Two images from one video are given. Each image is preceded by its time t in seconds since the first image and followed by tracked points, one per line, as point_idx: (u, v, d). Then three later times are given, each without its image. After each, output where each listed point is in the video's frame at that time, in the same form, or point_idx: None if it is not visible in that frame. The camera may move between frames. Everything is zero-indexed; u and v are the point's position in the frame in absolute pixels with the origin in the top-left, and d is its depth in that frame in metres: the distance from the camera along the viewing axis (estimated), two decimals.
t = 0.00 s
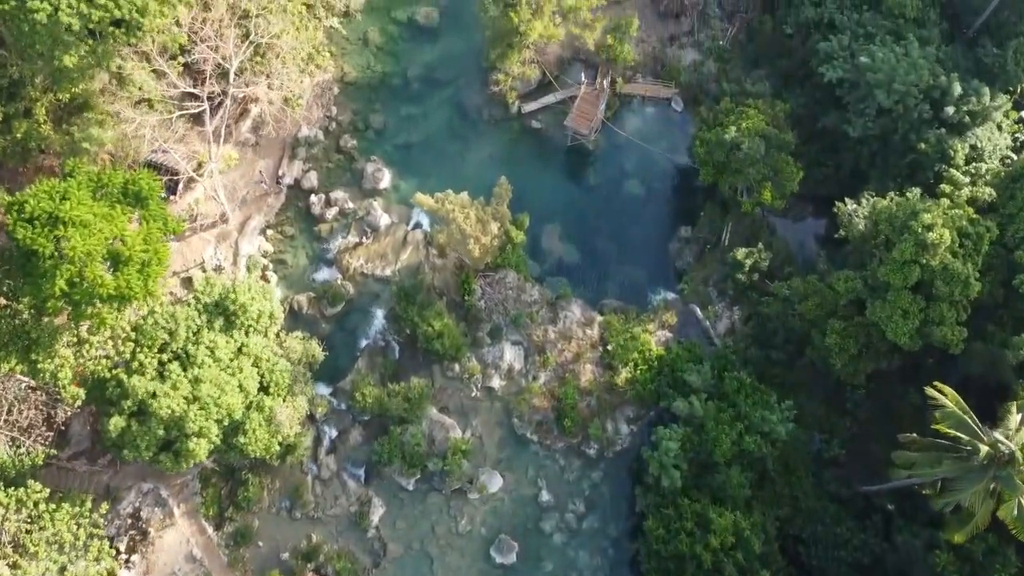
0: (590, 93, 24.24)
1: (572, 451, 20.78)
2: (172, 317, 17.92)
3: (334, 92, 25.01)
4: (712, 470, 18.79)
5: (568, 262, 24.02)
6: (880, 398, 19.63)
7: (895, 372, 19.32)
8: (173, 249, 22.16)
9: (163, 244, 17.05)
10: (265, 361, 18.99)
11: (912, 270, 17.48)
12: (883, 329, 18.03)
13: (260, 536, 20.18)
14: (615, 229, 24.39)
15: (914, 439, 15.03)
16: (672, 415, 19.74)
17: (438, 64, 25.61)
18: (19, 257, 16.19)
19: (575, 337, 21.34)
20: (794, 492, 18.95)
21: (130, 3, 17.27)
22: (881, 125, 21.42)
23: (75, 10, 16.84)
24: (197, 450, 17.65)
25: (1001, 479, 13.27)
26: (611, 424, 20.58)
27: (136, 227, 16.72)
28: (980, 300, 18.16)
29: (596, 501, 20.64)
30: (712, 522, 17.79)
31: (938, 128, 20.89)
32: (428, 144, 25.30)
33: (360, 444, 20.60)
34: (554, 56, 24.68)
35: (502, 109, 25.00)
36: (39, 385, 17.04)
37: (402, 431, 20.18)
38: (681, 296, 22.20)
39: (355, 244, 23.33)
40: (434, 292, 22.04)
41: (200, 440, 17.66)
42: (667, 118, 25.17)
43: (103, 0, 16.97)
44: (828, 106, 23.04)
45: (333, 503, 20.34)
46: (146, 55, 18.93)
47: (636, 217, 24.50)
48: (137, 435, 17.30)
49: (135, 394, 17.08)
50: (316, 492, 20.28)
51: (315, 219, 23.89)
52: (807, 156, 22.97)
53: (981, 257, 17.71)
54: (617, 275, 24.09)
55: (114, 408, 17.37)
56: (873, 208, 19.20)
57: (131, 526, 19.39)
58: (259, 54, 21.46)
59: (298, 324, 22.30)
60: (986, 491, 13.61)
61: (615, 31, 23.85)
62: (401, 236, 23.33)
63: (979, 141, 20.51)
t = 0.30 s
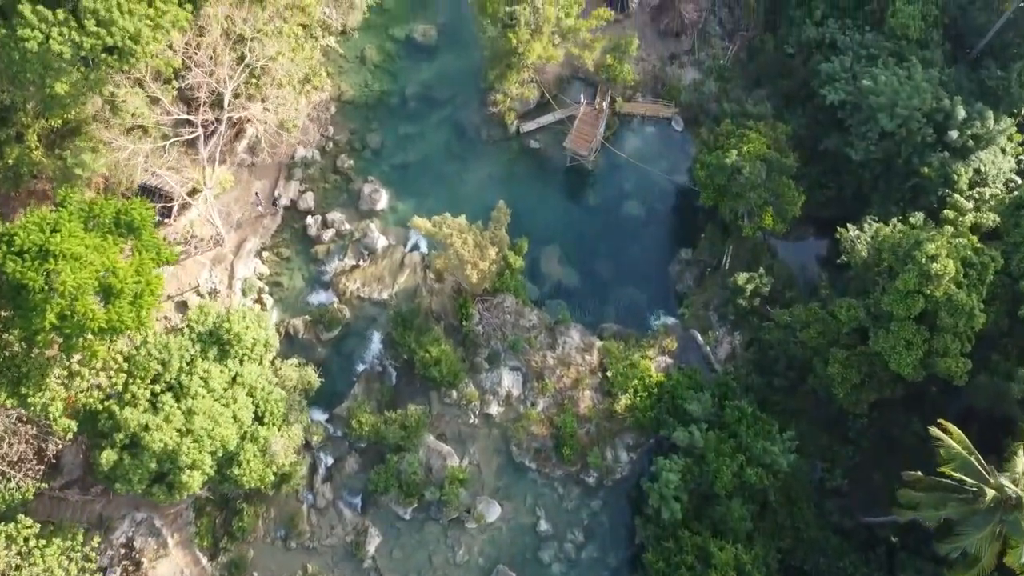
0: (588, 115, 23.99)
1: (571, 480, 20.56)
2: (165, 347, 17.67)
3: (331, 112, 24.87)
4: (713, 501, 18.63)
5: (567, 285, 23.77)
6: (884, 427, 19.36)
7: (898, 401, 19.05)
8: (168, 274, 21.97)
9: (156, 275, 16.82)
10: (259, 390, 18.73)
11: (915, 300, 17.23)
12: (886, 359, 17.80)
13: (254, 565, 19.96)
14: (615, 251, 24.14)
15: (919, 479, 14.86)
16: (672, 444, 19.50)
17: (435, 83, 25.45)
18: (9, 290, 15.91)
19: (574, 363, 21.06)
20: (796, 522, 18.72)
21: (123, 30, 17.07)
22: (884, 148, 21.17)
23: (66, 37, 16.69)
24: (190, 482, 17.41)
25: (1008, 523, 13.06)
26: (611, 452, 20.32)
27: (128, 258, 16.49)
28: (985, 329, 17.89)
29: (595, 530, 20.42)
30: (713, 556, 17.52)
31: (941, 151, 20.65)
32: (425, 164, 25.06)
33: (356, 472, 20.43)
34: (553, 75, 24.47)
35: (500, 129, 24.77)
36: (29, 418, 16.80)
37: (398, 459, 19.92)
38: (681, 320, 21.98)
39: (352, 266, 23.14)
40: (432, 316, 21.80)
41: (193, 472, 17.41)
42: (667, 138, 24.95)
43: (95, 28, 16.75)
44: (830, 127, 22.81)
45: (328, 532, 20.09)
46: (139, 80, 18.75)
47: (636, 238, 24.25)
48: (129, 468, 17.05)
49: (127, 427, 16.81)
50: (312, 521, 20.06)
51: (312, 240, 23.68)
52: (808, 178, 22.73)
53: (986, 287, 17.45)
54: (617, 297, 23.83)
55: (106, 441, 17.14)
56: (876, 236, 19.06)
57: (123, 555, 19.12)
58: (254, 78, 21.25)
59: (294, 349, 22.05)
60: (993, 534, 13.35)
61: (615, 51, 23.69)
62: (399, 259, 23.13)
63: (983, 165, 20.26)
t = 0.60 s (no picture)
0: (587, 134, 23.77)
1: (569, 508, 20.41)
2: (157, 377, 17.42)
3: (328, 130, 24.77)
4: (713, 533, 18.44)
5: (566, 307, 23.47)
6: (887, 456, 19.12)
7: (901, 430, 18.83)
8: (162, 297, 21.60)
9: (148, 305, 16.58)
10: (254, 419, 18.50)
11: (919, 331, 16.98)
12: (889, 389, 17.53)
13: None
14: (614, 273, 23.86)
15: (921, 517, 14.72)
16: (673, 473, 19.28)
17: (433, 101, 25.27)
18: None
19: (573, 389, 20.81)
20: (798, 552, 18.50)
21: (115, 57, 16.85)
22: (886, 171, 20.92)
23: (59, 65, 16.48)
24: (184, 514, 17.15)
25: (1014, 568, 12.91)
26: (610, 479, 20.09)
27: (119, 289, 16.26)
28: (990, 359, 17.63)
29: (595, 559, 20.35)
30: None
31: (944, 175, 20.39)
32: (423, 183, 24.81)
33: (352, 499, 20.23)
34: (552, 94, 24.33)
35: (499, 148, 24.57)
36: (20, 451, 16.59)
37: (395, 487, 19.72)
38: (681, 345, 21.80)
39: (349, 288, 22.88)
40: (429, 340, 21.55)
41: (187, 504, 17.16)
42: (667, 157, 24.70)
43: (87, 55, 16.52)
44: (831, 149, 22.57)
45: (324, 561, 19.92)
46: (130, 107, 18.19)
47: (635, 259, 23.98)
48: (121, 501, 16.80)
49: (120, 460, 16.59)
50: (307, 551, 19.88)
51: (308, 262, 23.45)
52: (810, 200, 22.48)
53: (991, 317, 17.17)
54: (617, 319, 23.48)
55: (98, 474, 16.89)
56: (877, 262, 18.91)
57: None
58: (247, 101, 21.06)
59: (290, 373, 21.78)
60: None
61: (614, 70, 23.45)
62: (396, 280, 22.88)
63: (987, 189, 19.99)
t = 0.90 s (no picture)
0: (587, 152, 23.50)
1: (568, 536, 20.19)
2: (150, 407, 17.18)
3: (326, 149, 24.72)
4: (714, 564, 18.23)
5: (565, 329, 23.21)
6: (890, 485, 18.87)
7: (904, 459, 18.59)
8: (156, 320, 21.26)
9: (141, 336, 16.36)
10: (248, 449, 18.28)
11: (923, 362, 16.75)
12: (892, 420, 17.28)
13: None
14: (613, 294, 23.63)
15: (925, 554, 14.77)
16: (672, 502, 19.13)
17: (432, 119, 25.22)
18: None
19: (571, 415, 20.57)
20: None
21: (107, 84, 16.62)
22: (889, 195, 20.66)
23: (50, 92, 16.22)
24: (177, 548, 16.88)
25: None
26: (610, 507, 19.87)
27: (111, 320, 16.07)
28: (994, 389, 17.36)
29: None
30: None
31: (947, 199, 20.13)
32: (421, 203, 24.60)
33: (348, 528, 19.98)
34: (552, 113, 24.18)
35: (498, 168, 24.44)
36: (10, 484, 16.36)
37: (392, 515, 19.52)
38: (681, 370, 21.59)
39: (345, 310, 22.64)
40: (426, 364, 21.32)
41: (180, 537, 16.90)
42: (667, 177, 24.50)
43: (79, 82, 16.28)
44: (833, 170, 22.35)
45: None
46: (121, 135, 17.82)
47: (635, 281, 23.74)
48: (113, 535, 16.55)
49: (112, 493, 16.35)
50: None
51: (304, 283, 23.22)
52: (811, 222, 22.22)
53: (995, 347, 16.95)
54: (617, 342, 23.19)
55: (90, 506, 16.67)
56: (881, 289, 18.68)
57: None
58: (243, 124, 20.79)
59: (285, 398, 21.56)
60: None
61: (614, 90, 23.22)
62: (393, 302, 22.64)
63: (991, 213, 19.72)
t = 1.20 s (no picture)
0: (587, 172, 23.36)
1: (567, 564, 19.94)
2: (143, 438, 16.95)
3: (323, 168, 24.46)
4: None
5: (564, 351, 22.95)
6: (893, 515, 18.59)
7: (907, 487, 18.34)
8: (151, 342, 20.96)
9: (133, 368, 16.16)
10: (243, 478, 18.08)
11: (927, 393, 16.48)
12: (895, 451, 17.02)
13: None
14: (613, 315, 23.39)
15: None
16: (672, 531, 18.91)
17: (429, 137, 25.01)
18: None
19: (570, 441, 20.38)
20: None
21: (99, 111, 16.39)
22: (891, 218, 20.44)
23: (42, 121, 16.03)
24: None
25: None
26: (609, 535, 19.64)
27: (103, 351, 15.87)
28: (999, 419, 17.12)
29: None
30: None
31: (950, 223, 19.90)
32: (418, 222, 24.36)
33: (344, 556, 19.75)
34: (551, 132, 23.93)
35: (496, 187, 24.18)
36: None
37: (388, 543, 19.23)
38: (681, 395, 21.36)
39: (343, 332, 22.48)
40: (424, 388, 21.09)
41: (174, 570, 16.64)
42: (667, 196, 24.28)
43: (70, 110, 16.07)
44: (835, 191, 22.12)
45: None
46: (111, 160, 17.52)
47: (635, 302, 23.50)
48: (105, 569, 16.33)
49: (104, 527, 16.19)
50: None
51: (301, 304, 23.01)
52: (813, 243, 21.94)
53: (1000, 378, 16.72)
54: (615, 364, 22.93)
55: (82, 540, 16.47)
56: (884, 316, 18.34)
57: None
58: (238, 146, 20.48)
59: (281, 422, 21.30)
60: None
61: (614, 109, 22.97)
62: (390, 325, 22.43)
63: (995, 237, 19.49)
